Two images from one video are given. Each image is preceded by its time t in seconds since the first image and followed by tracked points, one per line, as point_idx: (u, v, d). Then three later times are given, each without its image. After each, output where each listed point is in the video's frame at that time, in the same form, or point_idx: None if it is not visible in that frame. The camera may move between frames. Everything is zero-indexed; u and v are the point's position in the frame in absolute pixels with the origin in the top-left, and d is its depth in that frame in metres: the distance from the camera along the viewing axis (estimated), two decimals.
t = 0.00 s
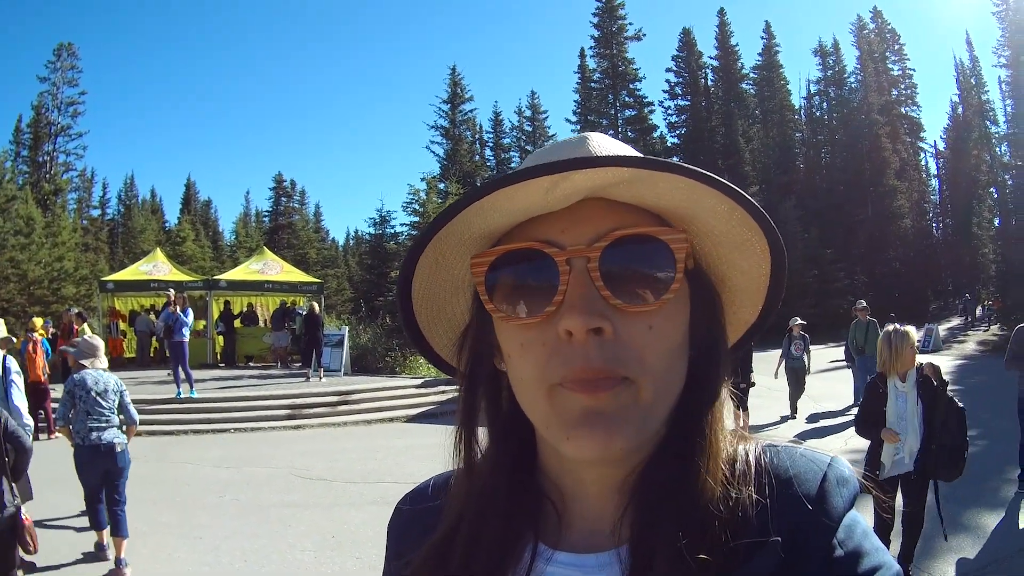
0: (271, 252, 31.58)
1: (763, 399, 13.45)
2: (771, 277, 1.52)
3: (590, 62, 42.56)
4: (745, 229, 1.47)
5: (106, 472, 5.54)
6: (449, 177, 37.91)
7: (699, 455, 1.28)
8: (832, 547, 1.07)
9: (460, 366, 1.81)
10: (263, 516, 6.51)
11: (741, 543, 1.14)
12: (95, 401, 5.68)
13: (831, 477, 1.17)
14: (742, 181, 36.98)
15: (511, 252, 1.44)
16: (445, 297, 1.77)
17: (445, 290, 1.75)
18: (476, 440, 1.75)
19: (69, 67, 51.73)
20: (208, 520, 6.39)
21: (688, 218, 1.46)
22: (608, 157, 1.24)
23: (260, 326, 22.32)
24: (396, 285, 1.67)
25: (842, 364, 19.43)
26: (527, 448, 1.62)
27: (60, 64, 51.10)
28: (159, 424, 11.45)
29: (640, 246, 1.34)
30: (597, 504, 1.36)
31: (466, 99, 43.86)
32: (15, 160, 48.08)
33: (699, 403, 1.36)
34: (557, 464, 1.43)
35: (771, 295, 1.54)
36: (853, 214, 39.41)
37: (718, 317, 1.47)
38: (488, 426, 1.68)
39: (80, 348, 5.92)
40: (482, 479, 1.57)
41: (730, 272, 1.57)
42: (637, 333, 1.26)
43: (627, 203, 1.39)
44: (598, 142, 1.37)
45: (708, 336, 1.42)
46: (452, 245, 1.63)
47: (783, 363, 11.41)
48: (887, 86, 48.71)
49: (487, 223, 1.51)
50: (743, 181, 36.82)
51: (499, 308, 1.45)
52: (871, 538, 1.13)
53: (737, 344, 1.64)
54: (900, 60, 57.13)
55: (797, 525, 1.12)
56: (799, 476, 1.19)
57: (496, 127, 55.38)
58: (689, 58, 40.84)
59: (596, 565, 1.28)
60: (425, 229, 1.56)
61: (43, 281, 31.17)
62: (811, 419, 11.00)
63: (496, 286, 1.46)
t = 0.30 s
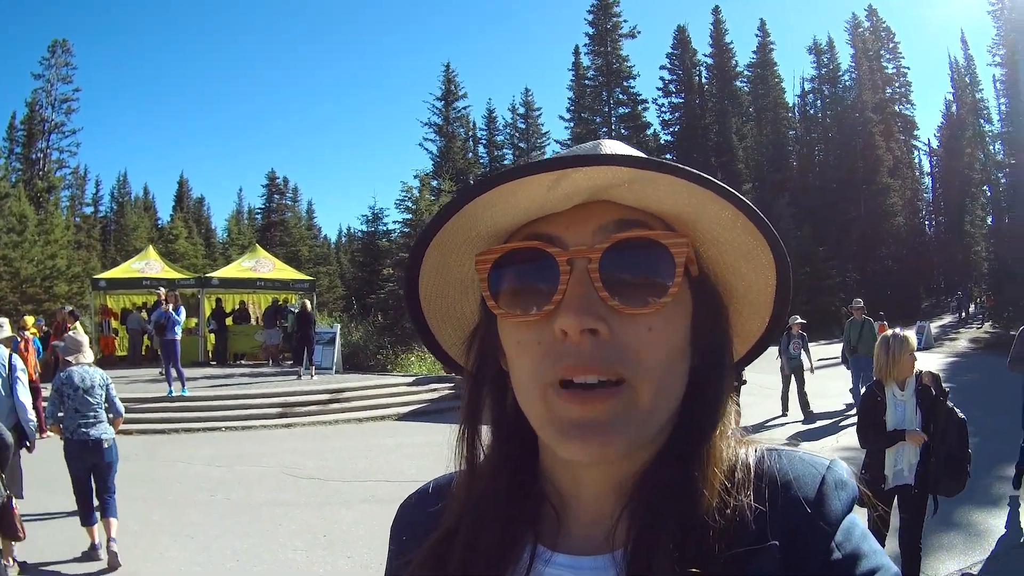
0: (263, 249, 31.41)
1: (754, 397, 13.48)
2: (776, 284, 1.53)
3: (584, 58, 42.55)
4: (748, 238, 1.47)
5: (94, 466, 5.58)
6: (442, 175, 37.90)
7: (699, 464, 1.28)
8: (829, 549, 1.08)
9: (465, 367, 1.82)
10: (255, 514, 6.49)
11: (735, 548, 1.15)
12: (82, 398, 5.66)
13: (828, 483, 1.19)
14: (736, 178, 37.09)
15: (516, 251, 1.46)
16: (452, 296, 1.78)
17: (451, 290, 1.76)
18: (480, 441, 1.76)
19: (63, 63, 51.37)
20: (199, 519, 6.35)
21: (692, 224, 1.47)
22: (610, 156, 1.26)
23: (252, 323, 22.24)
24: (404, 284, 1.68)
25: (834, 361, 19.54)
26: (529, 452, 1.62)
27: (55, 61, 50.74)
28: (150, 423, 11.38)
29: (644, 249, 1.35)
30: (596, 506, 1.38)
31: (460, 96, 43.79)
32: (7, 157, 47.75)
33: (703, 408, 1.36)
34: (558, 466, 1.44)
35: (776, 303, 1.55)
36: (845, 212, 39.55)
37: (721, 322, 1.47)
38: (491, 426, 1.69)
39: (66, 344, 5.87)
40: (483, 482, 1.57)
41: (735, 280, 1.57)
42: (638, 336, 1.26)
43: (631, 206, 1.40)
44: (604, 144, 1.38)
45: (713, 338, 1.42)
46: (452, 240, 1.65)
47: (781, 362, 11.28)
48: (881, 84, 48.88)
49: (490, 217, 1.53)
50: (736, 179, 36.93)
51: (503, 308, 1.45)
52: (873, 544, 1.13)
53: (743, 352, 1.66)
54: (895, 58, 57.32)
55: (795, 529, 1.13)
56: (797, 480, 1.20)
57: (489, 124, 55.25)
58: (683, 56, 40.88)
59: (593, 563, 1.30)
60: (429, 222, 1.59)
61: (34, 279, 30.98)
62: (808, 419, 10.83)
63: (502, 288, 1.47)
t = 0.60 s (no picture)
0: (252, 246, 31.29)
1: (746, 391, 13.55)
2: (780, 282, 1.54)
3: (574, 53, 42.49)
4: (757, 238, 1.49)
5: (87, 460, 5.59)
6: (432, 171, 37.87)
7: (707, 463, 1.29)
8: (834, 549, 1.09)
9: (469, 370, 1.81)
10: (249, 512, 6.48)
11: (743, 546, 1.16)
12: (74, 393, 5.65)
13: (839, 482, 1.19)
14: (725, 173, 37.20)
15: (528, 258, 1.44)
16: (457, 302, 1.75)
17: (457, 295, 1.73)
18: (484, 443, 1.76)
19: (49, 61, 50.90)
20: (194, 518, 6.31)
21: (705, 228, 1.47)
22: (632, 169, 1.24)
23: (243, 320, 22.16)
24: (411, 292, 1.66)
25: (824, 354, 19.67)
26: (533, 453, 1.63)
27: (40, 58, 50.26)
28: (143, 421, 11.31)
29: (659, 255, 1.34)
30: (604, 508, 1.38)
31: (448, 91, 43.66)
32: None
33: (709, 411, 1.37)
34: (565, 469, 1.45)
35: (778, 303, 1.57)
36: (834, 205, 39.77)
37: (724, 323, 1.48)
38: (494, 430, 1.69)
39: (57, 342, 5.86)
40: (490, 485, 1.57)
41: (738, 280, 1.59)
42: (655, 344, 1.26)
43: (647, 213, 1.39)
44: (617, 149, 1.37)
45: (719, 342, 1.43)
46: (467, 255, 1.59)
47: (784, 357, 11.17)
48: (868, 77, 49.11)
49: (502, 234, 1.48)
50: (726, 173, 37.04)
51: (516, 314, 1.44)
52: (877, 540, 1.15)
53: (746, 350, 1.67)
54: (883, 52, 57.64)
55: (801, 527, 1.14)
56: (805, 481, 1.21)
57: (478, 119, 55.11)
58: (671, 50, 40.86)
59: (603, 565, 1.30)
60: (442, 241, 1.53)
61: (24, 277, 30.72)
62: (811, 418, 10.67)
63: (514, 292, 1.45)
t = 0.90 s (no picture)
0: (253, 245, 31.37)
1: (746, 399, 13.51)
2: (782, 280, 1.55)
3: (578, 58, 42.61)
4: (767, 237, 1.50)
5: (92, 453, 5.60)
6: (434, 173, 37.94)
7: (708, 459, 1.29)
8: (835, 545, 1.09)
9: (469, 366, 1.81)
10: (246, 510, 6.47)
11: (747, 540, 1.15)
12: (81, 386, 5.67)
13: (841, 480, 1.19)
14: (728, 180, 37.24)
15: (536, 252, 1.43)
16: (460, 296, 1.75)
17: (461, 291, 1.73)
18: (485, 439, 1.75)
19: (55, 58, 51.07)
20: (192, 515, 6.31)
21: (713, 225, 1.47)
22: (652, 160, 1.24)
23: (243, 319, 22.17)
24: (417, 284, 1.65)
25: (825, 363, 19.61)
26: (534, 450, 1.62)
27: (48, 56, 50.45)
28: (142, 418, 11.30)
29: (666, 250, 1.35)
30: (605, 502, 1.38)
31: (451, 95, 43.75)
32: None
33: (711, 408, 1.37)
34: (568, 465, 1.44)
35: (779, 301, 1.57)
36: (836, 214, 39.77)
37: (727, 322, 1.49)
38: (494, 426, 1.68)
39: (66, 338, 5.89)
40: (491, 478, 1.57)
41: (740, 278, 1.59)
42: (663, 339, 1.26)
43: (658, 207, 1.39)
44: (625, 144, 1.37)
45: (721, 339, 1.44)
46: (477, 250, 1.58)
47: (788, 367, 11.06)
48: (872, 86, 49.20)
49: (511, 226, 1.47)
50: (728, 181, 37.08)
51: (523, 306, 1.43)
52: (878, 542, 1.14)
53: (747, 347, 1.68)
54: (887, 61, 57.77)
55: (800, 524, 1.13)
56: (809, 477, 1.21)
57: (480, 123, 55.17)
58: (675, 57, 40.96)
59: (602, 561, 1.30)
60: (453, 235, 1.50)
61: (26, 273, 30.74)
62: (817, 430, 10.48)
63: (521, 285, 1.44)
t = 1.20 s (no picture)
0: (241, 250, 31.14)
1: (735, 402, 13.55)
2: (775, 281, 1.56)
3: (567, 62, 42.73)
4: (758, 241, 1.51)
5: (86, 452, 5.55)
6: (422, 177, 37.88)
7: (704, 462, 1.29)
8: (830, 547, 1.10)
9: (462, 371, 1.80)
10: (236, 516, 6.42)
11: (742, 541, 1.16)
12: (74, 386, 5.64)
13: (834, 479, 1.20)
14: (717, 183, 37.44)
15: (528, 258, 1.43)
16: (452, 300, 1.74)
17: (452, 296, 1.72)
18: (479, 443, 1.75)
19: (42, 60, 50.58)
20: (181, 521, 6.26)
21: (704, 227, 1.48)
22: (642, 167, 1.24)
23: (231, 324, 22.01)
24: (408, 291, 1.64)
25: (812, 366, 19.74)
26: (528, 454, 1.62)
27: (34, 58, 49.97)
28: (129, 424, 11.19)
29: (658, 253, 1.36)
30: (601, 505, 1.38)
31: (440, 99, 43.71)
32: None
33: (704, 410, 1.37)
34: (562, 466, 1.44)
35: (771, 301, 1.59)
36: (824, 217, 40.05)
37: (718, 326, 1.50)
38: (488, 431, 1.68)
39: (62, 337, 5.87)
40: (485, 482, 1.56)
41: (732, 280, 1.61)
42: (655, 342, 1.27)
43: (649, 211, 1.40)
44: (616, 147, 1.37)
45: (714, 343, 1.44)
46: (469, 257, 1.58)
47: (779, 372, 11.12)
48: (860, 89, 49.66)
49: (503, 233, 1.46)
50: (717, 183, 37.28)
51: (515, 312, 1.43)
52: (875, 542, 1.15)
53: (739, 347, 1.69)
54: (874, 65, 58.33)
55: (795, 526, 1.14)
56: (803, 478, 1.21)
57: (468, 127, 55.13)
58: (663, 61, 41.18)
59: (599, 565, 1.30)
60: (443, 243, 1.50)
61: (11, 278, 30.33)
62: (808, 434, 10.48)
63: (514, 290, 1.44)
